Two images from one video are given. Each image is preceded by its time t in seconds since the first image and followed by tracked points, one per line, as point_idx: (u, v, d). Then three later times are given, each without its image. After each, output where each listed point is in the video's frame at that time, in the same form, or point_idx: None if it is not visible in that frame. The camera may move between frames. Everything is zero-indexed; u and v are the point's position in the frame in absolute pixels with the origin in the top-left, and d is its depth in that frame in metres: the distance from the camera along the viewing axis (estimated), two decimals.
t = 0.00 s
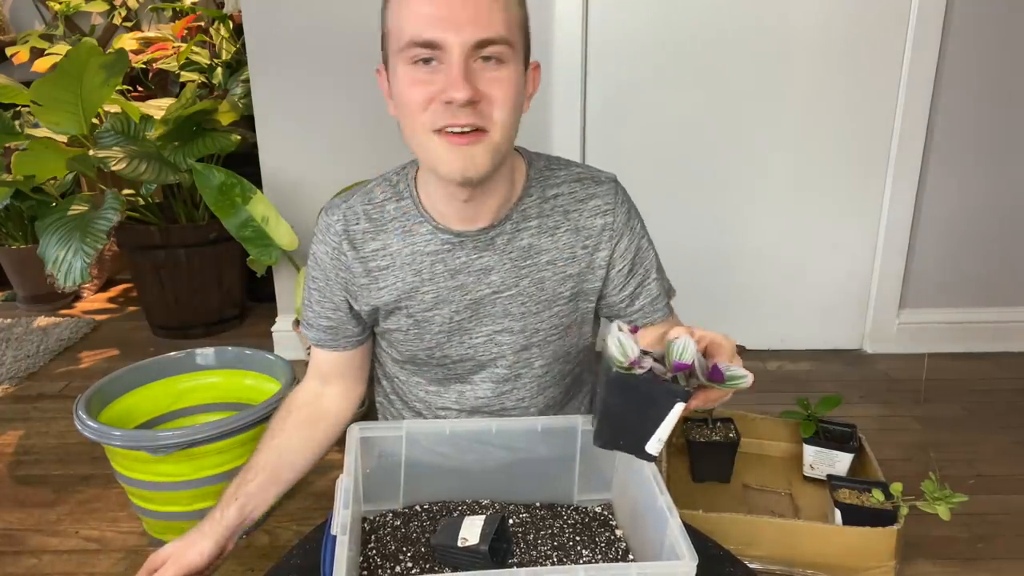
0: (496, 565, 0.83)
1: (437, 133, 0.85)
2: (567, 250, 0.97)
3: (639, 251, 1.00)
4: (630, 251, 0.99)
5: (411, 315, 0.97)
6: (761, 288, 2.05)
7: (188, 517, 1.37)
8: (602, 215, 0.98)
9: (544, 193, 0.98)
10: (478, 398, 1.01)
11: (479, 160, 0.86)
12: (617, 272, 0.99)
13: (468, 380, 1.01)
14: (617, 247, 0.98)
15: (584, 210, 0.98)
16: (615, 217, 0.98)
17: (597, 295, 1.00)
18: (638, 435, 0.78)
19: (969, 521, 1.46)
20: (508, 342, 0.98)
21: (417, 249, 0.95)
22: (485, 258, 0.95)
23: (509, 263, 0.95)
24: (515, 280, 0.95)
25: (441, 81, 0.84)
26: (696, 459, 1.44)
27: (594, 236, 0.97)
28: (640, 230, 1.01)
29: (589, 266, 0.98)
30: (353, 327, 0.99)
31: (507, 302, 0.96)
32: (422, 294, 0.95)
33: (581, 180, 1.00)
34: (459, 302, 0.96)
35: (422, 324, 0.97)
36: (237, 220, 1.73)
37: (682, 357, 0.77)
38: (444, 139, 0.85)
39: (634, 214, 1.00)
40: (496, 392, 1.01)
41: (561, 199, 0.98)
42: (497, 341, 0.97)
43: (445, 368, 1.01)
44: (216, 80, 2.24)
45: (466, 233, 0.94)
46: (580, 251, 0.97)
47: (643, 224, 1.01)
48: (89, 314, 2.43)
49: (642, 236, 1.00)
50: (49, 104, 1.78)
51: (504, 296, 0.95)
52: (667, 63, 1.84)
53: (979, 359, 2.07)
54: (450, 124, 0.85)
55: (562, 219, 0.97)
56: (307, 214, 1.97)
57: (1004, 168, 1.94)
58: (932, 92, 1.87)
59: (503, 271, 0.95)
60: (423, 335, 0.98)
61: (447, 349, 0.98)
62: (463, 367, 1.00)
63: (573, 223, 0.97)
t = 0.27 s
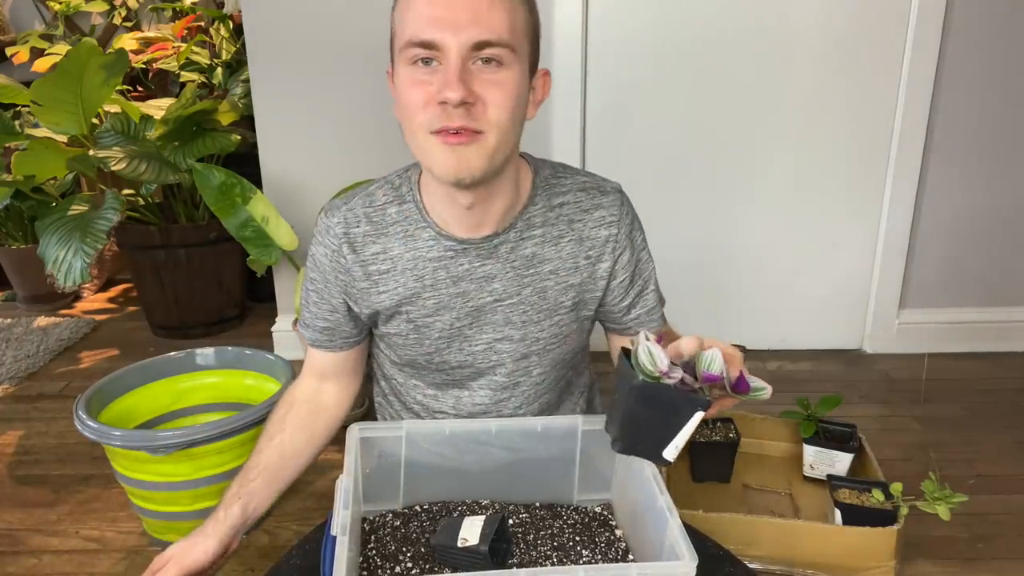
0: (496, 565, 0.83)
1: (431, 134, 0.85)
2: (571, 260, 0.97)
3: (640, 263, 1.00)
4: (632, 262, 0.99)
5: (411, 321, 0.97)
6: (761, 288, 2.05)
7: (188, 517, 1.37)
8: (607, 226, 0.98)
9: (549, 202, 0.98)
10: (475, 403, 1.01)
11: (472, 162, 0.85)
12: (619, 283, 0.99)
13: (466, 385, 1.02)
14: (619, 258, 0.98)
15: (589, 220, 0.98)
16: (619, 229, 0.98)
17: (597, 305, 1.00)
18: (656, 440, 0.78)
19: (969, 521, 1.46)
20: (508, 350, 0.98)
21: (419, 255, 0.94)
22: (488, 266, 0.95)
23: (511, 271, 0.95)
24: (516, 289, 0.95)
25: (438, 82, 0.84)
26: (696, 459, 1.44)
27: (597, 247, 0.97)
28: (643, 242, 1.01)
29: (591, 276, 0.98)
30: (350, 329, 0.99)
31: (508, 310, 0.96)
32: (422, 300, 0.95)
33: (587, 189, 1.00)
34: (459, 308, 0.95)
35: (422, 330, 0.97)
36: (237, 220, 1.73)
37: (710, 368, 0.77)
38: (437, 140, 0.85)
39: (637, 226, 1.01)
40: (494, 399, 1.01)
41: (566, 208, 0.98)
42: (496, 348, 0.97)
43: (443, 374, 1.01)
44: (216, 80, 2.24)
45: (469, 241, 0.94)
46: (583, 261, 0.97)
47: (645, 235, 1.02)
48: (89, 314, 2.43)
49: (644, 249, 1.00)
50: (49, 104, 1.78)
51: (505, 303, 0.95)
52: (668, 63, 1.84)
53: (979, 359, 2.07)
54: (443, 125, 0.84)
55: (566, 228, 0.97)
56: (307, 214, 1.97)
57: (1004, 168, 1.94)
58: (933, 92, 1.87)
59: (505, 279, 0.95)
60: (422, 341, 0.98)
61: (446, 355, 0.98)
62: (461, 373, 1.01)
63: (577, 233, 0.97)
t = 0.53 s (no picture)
0: (496, 565, 0.83)
1: (439, 137, 0.85)
2: (576, 260, 0.97)
3: (645, 264, 1.01)
4: (637, 263, 1.00)
5: (416, 321, 0.96)
6: (761, 288, 2.05)
7: (188, 517, 1.37)
8: (612, 227, 0.98)
9: (554, 202, 0.98)
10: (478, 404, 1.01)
11: (479, 169, 0.85)
12: (623, 284, 0.99)
13: (469, 385, 1.02)
14: (624, 259, 0.98)
15: (594, 221, 0.98)
16: (625, 230, 0.98)
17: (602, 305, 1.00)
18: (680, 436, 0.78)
19: (969, 521, 1.46)
20: (512, 350, 0.97)
21: (424, 254, 0.94)
22: (493, 266, 0.95)
23: (516, 271, 0.95)
24: (522, 289, 0.95)
25: (446, 87, 0.84)
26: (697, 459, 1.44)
27: (602, 248, 0.98)
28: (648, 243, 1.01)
29: (596, 276, 0.98)
30: (353, 327, 0.99)
31: (513, 310, 0.96)
32: (427, 300, 0.95)
33: (593, 190, 1.00)
34: (464, 308, 0.95)
35: (426, 330, 0.97)
36: (237, 220, 1.72)
37: (738, 363, 0.78)
38: (444, 143, 0.85)
39: (642, 227, 1.01)
40: (497, 399, 1.01)
41: (572, 209, 0.98)
42: (501, 347, 0.97)
43: (446, 373, 1.01)
44: (216, 80, 2.24)
45: (475, 241, 0.94)
46: (588, 262, 0.97)
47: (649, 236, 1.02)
48: (89, 314, 2.43)
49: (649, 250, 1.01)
50: (49, 104, 1.78)
51: (510, 303, 0.95)
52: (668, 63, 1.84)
53: (978, 359, 2.07)
54: (450, 130, 0.84)
55: (572, 229, 0.97)
56: (307, 214, 1.97)
57: (1004, 169, 1.94)
58: (933, 92, 1.87)
59: (511, 279, 0.95)
60: (426, 340, 0.98)
61: (450, 355, 0.98)
62: (465, 372, 1.00)
63: (582, 234, 0.97)
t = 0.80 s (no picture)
0: (496, 565, 0.83)
1: (470, 147, 0.85)
2: (577, 257, 0.97)
3: (645, 260, 1.01)
4: (636, 260, 1.00)
5: (417, 317, 0.96)
6: (761, 288, 2.05)
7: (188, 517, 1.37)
8: (613, 223, 0.98)
9: (555, 199, 0.98)
10: (480, 401, 1.01)
11: (509, 178, 0.86)
12: (624, 279, 1.00)
13: (471, 382, 1.01)
14: (624, 255, 0.99)
15: (595, 218, 0.98)
16: (625, 226, 0.99)
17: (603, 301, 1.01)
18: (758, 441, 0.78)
19: (969, 521, 1.46)
20: (514, 346, 0.98)
21: (426, 249, 0.94)
22: (496, 262, 0.95)
23: (518, 268, 0.95)
24: (524, 285, 0.95)
25: (479, 97, 0.83)
26: (697, 459, 1.44)
27: (603, 244, 0.98)
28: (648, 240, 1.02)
29: (598, 273, 0.98)
30: (353, 323, 1.00)
31: (515, 306, 0.95)
32: (429, 296, 0.95)
33: (592, 186, 1.01)
34: (466, 304, 0.95)
35: (427, 327, 0.97)
36: (237, 220, 1.72)
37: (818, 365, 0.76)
38: (475, 154, 0.85)
39: (641, 223, 1.01)
40: (498, 396, 1.01)
41: (573, 205, 0.98)
42: (503, 344, 0.97)
43: (447, 370, 1.01)
44: (216, 80, 2.24)
45: (477, 238, 0.93)
46: (590, 259, 0.97)
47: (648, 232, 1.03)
48: (89, 314, 2.43)
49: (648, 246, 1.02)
50: (49, 104, 1.78)
51: (513, 300, 0.95)
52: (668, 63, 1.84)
53: (978, 359, 2.07)
54: (484, 140, 0.84)
55: (573, 226, 0.97)
56: (307, 214, 1.97)
57: (1004, 169, 1.94)
58: (933, 92, 1.87)
59: (513, 276, 0.95)
60: (428, 337, 0.97)
61: (452, 352, 0.98)
62: (466, 370, 1.00)
63: (583, 230, 0.97)
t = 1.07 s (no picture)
0: (496, 565, 0.83)
1: (581, 185, 0.86)
2: (576, 249, 0.98)
3: (636, 248, 1.03)
4: (630, 245, 1.02)
5: (421, 321, 0.96)
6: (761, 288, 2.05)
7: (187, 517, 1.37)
8: (606, 211, 1.00)
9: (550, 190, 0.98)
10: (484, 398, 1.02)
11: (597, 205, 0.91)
12: (620, 265, 1.02)
13: (474, 380, 1.02)
14: (618, 240, 1.01)
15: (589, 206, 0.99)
16: (616, 213, 1.01)
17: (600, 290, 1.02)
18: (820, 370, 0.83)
19: (969, 521, 1.46)
20: (519, 343, 0.98)
21: (427, 253, 0.93)
22: (498, 261, 0.94)
23: (520, 265, 0.95)
24: (527, 282, 0.96)
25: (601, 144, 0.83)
26: (697, 459, 1.44)
27: (599, 234, 0.99)
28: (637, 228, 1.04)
29: (596, 263, 0.99)
30: (347, 329, 0.99)
31: (520, 303, 0.96)
32: (434, 300, 0.94)
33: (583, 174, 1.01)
34: (470, 305, 0.95)
35: (432, 329, 0.96)
36: (237, 220, 1.72)
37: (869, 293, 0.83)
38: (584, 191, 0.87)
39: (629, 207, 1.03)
40: (504, 391, 1.02)
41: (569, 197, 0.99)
42: (508, 341, 0.98)
43: (450, 370, 1.01)
44: (216, 80, 2.23)
45: (480, 240, 0.93)
46: (587, 249, 0.98)
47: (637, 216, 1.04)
48: (89, 314, 2.43)
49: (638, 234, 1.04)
50: (49, 104, 1.78)
51: (517, 297, 0.96)
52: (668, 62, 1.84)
53: (978, 359, 2.07)
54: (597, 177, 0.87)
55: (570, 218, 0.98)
56: (307, 214, 1.97)
57: (1004, 169, 1.94)
58: (933, 91, 1.87)
59: (516, 273, 0.95)
60: (432, 339, 0.97)
61: (457, 353, 0.98)
62: (470, 368, 1.01)
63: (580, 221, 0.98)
